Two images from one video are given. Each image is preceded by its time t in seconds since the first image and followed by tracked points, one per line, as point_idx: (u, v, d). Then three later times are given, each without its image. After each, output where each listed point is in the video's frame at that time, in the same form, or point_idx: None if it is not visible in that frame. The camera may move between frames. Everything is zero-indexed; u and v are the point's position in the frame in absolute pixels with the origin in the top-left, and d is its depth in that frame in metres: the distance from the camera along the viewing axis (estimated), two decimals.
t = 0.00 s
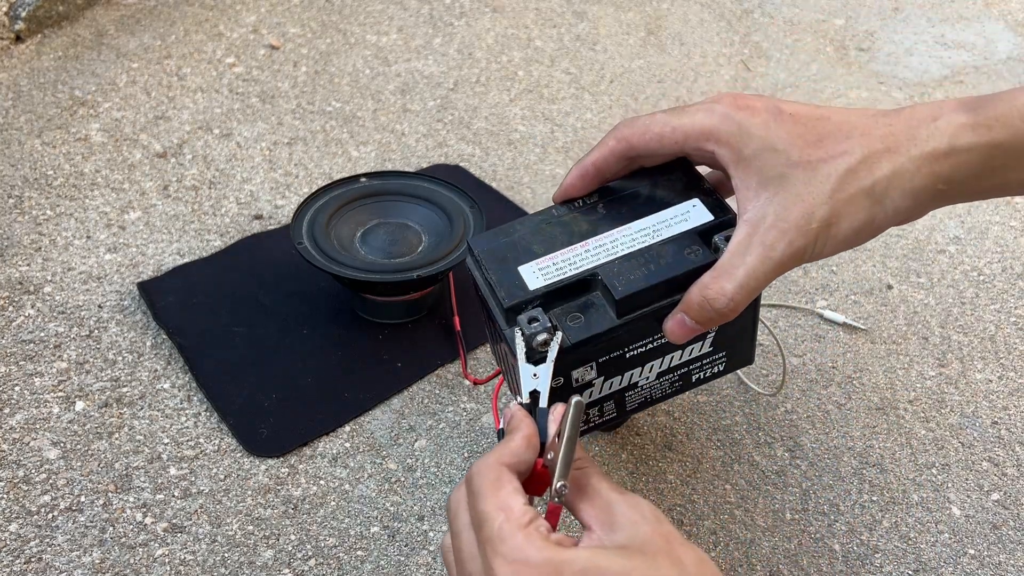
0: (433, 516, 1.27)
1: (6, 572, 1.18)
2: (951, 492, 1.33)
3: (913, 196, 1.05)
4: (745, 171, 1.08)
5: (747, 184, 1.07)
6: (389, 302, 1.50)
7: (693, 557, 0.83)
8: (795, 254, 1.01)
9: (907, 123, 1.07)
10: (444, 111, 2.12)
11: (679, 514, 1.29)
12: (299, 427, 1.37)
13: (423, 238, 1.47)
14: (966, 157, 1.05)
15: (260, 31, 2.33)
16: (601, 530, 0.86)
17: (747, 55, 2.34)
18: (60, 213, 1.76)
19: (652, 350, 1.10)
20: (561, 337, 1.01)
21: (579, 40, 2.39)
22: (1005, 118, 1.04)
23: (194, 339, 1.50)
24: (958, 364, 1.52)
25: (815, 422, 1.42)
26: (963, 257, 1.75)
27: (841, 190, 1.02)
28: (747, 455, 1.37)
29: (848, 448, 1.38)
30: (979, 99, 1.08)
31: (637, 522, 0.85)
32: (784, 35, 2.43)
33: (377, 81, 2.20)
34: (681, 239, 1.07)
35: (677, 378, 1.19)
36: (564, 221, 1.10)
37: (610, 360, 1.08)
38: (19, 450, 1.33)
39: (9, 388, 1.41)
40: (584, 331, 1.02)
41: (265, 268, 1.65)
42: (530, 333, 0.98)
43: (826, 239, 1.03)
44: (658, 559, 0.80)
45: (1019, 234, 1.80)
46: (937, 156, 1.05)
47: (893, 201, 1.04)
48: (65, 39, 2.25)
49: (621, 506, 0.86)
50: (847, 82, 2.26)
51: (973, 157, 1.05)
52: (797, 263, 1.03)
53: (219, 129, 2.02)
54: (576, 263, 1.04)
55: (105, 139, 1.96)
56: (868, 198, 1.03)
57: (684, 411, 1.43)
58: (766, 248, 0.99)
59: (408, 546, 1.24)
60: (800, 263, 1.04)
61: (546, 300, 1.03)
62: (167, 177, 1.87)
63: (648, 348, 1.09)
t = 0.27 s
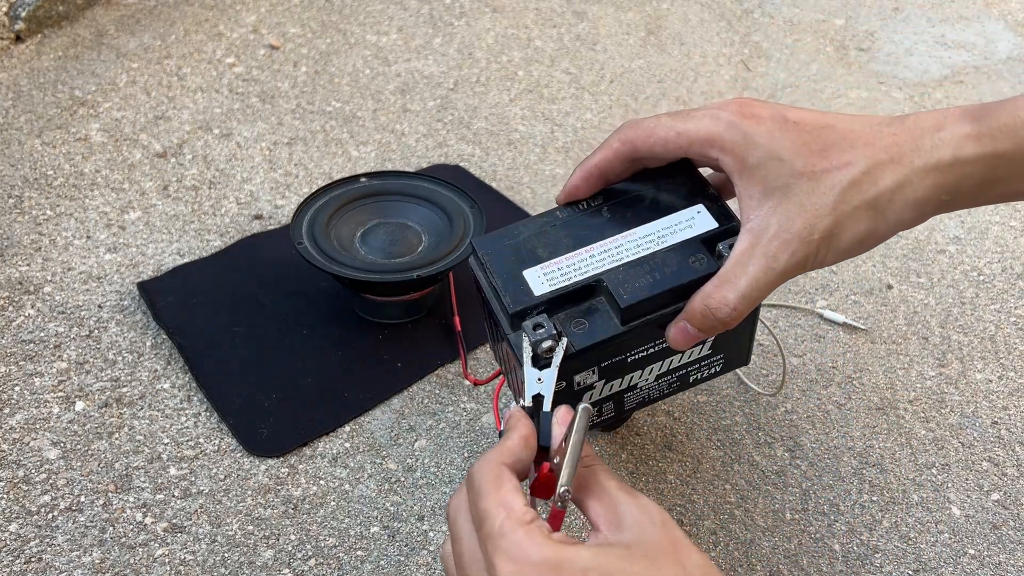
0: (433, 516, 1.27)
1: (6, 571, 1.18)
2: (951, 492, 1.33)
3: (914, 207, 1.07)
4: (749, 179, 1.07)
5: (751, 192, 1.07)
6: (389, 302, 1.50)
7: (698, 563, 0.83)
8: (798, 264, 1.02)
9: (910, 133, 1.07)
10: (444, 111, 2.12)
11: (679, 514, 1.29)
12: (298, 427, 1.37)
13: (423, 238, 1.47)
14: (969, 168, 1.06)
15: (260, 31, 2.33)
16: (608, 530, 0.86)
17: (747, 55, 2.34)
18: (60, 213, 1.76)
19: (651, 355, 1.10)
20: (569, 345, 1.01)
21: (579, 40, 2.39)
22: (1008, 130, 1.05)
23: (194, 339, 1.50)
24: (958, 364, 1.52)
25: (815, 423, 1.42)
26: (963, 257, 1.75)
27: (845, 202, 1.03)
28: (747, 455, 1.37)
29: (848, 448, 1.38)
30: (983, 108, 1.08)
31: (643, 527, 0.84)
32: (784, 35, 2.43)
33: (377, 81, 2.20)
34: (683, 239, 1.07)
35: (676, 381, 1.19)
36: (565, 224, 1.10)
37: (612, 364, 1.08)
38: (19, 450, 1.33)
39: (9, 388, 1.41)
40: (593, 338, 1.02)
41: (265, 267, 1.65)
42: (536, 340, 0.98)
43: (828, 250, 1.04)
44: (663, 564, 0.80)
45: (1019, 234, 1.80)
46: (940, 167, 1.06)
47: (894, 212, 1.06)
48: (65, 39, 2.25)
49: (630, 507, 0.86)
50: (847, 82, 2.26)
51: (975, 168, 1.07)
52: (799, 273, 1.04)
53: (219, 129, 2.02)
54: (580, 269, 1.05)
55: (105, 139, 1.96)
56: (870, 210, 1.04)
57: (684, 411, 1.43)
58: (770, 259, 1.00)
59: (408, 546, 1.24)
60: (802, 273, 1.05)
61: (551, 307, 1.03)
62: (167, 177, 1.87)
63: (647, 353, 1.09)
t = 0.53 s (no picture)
0: (433, 516, 1.27)
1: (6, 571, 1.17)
2: (951, 492, 1.33)
3: (893, 197, 0.96)
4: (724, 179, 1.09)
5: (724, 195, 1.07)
6: (389, 302, 1.50)
7: None
8: (750, 248, 0.96)
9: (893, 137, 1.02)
10: (444, 111, 2.12)
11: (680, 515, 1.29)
12: (299, 427, 1.37)
13: (423, 238, 1.47)
14: (951, 159, 0.97)
15: (260, 31, 2.33)
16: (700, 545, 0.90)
17: (747, 55, 2.34)
18: (60, 213, 1.76)
19: (609, 346, 1.07)
20: (517, 280, 1.03)
21: (579, 40, 2.39)
22: (989, 125, 0.98)
23: (194, 339, 1.50)
24: (957, 364, 1.52)
25: (814, 423, 1.42)
26: (963, 257, 1.75)
27: (800, 187, 0.99)
28: (747, 455, 1.37)
29: (848, 448, 1.38)
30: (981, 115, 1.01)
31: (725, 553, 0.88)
32: (784, 35, 2.43)
33: (377, 81, 2.20)
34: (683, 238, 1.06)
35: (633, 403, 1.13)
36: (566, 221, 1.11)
37: (561, 334, 1.07)
38: (19, 450, 1.32)
39: (9, 388, 1.41)
40: (539, 292, 1.02)
41: (264, 267, 1.65)
42: (490, 262, 1.03)
43: (785, 236, 0.97)
44: None
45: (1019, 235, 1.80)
46: (920, 158, 0.97)
47: (867, 200, 0.97)
48: (65, 39, 2.25)
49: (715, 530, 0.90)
50: (847, 82, 2.26)
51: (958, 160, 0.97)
52: (757, 262, 0.97)
53: (219, 129, 2.02)
54: (564, 233, 1.07)
55: (104, 139, 1.96)
56: (834, 195, 0.97)
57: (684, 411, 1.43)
58: (717, 236, 0.96)
59: (408, 546, 1.24)
60: (762, 265, 0.97)
61: (526, 257, 1.05)
62: (167, 177, 1.87)
63: (604, 341, 1.07)
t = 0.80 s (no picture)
0: (433, 516, 1.27)
1: (5, 571, 1.17)
2: (951, 492, 1.33)
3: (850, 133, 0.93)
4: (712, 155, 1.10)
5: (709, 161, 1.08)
6: (389, 303, 1.48)
7: None
8: (707, 191, 0.96)
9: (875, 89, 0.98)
10: (444, 111, 2.12)
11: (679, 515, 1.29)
12: (299, 427, 1.37)
13: (423, 238, 1.47)
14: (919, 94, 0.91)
15: (260, 31, 2.33)
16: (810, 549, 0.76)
17: (747, 55, 2.34)
18: (60, 214, 1.76)
19: (599, 320, 1.05)
20: (523, 240, 1.05)
21: (579, 40, 2.39)
22: (967, 61, 0.91)
23: (193, 339, 1.50)
24: (957, 364, 1.52)
25: (815, 423, 1.42)
26: (963, 258, 1.75)
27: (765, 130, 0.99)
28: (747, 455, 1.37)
29: (848, 448, 1.38)
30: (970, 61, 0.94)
31: (819, 555, 0.75)
32: (784, 35, 2.43)
33: (377, 81, 2.20)
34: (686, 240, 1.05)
35: (617, 394, 1.06)
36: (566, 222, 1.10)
37: (555, 301, 1.06)
38: (19, 450, 1.32)
39: (9, 388, 1.41)
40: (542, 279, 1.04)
41: (264, 267, 1.65)
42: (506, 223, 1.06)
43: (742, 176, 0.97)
44: None
45: (1019, 235, 1.80)
46: (885, 99, 0.93)
47: (828, 138, 0.94)
48: (65, 39, 2.25)
49: (821, 539, 0.76)
50: (847, 82, 2.26)
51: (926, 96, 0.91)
52: (713, 208, 0.96)
53: (219, 129, 2.01)
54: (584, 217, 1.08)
55: (104, 139, 1.96)
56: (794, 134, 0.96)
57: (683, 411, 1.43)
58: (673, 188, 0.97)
59: (408, 546, 1.23)
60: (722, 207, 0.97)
61: (545, 235, 1.06)
62: (167, 177, 1.87)
63: (595, 314, 1.05)
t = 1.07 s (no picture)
0: (433, 516, 1.27)
1: (5, 571, 1.17)
2: (951, 492, 1.33)
3: (852, 165, 0.87)
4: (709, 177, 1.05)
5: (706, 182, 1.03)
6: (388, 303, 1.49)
7: None
8: (701, 232, 0.91)
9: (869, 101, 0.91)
10: (444, 111, 2.12)
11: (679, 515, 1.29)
12: (298, 427, 1.37)
13: (423, 238, 1.47)
14: (918, 118, 0.84)
15: (260, 31, 2.33)
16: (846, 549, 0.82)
17: (747, 55, 2.34)
18: (60, 213, 1.76)
19: (591, 353, 1.05)
20: (516, 266, 1.03)
21: (579, 40, 2.39)
22: (966, 79, 0.84)
23: (193, 339, 1.50)
24: (958, 364, 1.52)
25: (815, 423, 1.41)
26: (963, 258, 1.75)
27: (758, 160, 0.93)
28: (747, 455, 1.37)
29: (848, 448, 1.38)
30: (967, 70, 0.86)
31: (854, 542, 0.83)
32: (784, 35, 2.43)
33: (377, 81, 2.20)
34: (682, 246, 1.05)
35: (611, 423, 1.08)
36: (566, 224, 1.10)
37: (549, 332, 1.06)
38: (19, 450, 1.32)
39: (9, 387, 1.41)
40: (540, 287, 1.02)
41: (264, 268, 1.65)
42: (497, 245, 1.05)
43: (739, 212, 0.92)
44: None
45: (1019, 235, 1.80)
46: (878, 122, 0.86)
47: (825, 169, 0.88)
48: (65, 39, 2.24)
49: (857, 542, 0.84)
50: (847, 82, 2.26)
51: (929, 123, 0.84)
52: (711, 248, 0.92)
53: (219, 129, 2.01)
54: (582, 237, 1.07)
55: (104, 139, 1.96)
56: (789, 166, 0.90)
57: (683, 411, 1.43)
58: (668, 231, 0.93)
59: (408, 546, 1.23)
60: (721, 248, 0.93)
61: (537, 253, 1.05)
62: (167, 177, 1.87)
63: (588, 347, 1.04)
